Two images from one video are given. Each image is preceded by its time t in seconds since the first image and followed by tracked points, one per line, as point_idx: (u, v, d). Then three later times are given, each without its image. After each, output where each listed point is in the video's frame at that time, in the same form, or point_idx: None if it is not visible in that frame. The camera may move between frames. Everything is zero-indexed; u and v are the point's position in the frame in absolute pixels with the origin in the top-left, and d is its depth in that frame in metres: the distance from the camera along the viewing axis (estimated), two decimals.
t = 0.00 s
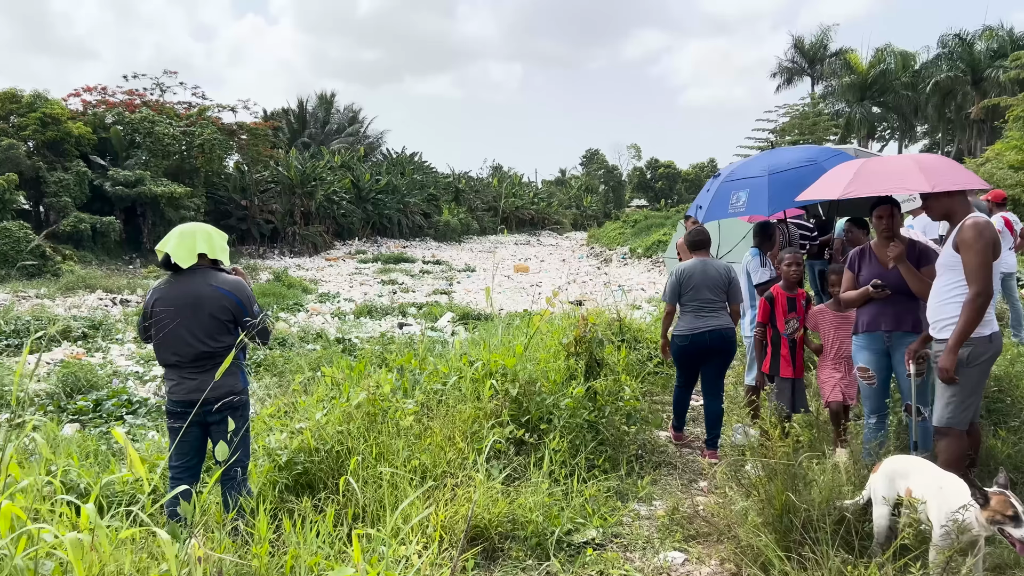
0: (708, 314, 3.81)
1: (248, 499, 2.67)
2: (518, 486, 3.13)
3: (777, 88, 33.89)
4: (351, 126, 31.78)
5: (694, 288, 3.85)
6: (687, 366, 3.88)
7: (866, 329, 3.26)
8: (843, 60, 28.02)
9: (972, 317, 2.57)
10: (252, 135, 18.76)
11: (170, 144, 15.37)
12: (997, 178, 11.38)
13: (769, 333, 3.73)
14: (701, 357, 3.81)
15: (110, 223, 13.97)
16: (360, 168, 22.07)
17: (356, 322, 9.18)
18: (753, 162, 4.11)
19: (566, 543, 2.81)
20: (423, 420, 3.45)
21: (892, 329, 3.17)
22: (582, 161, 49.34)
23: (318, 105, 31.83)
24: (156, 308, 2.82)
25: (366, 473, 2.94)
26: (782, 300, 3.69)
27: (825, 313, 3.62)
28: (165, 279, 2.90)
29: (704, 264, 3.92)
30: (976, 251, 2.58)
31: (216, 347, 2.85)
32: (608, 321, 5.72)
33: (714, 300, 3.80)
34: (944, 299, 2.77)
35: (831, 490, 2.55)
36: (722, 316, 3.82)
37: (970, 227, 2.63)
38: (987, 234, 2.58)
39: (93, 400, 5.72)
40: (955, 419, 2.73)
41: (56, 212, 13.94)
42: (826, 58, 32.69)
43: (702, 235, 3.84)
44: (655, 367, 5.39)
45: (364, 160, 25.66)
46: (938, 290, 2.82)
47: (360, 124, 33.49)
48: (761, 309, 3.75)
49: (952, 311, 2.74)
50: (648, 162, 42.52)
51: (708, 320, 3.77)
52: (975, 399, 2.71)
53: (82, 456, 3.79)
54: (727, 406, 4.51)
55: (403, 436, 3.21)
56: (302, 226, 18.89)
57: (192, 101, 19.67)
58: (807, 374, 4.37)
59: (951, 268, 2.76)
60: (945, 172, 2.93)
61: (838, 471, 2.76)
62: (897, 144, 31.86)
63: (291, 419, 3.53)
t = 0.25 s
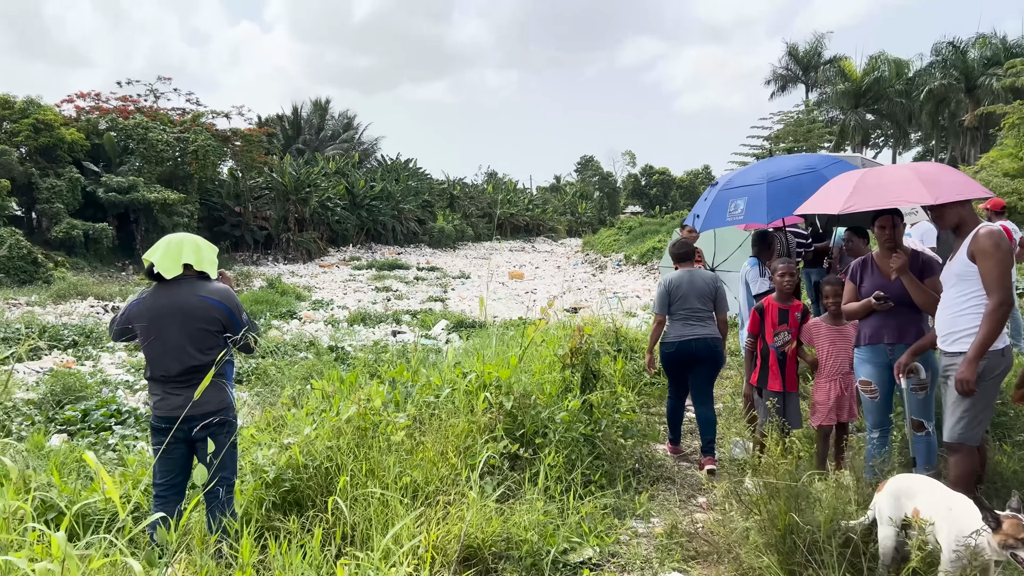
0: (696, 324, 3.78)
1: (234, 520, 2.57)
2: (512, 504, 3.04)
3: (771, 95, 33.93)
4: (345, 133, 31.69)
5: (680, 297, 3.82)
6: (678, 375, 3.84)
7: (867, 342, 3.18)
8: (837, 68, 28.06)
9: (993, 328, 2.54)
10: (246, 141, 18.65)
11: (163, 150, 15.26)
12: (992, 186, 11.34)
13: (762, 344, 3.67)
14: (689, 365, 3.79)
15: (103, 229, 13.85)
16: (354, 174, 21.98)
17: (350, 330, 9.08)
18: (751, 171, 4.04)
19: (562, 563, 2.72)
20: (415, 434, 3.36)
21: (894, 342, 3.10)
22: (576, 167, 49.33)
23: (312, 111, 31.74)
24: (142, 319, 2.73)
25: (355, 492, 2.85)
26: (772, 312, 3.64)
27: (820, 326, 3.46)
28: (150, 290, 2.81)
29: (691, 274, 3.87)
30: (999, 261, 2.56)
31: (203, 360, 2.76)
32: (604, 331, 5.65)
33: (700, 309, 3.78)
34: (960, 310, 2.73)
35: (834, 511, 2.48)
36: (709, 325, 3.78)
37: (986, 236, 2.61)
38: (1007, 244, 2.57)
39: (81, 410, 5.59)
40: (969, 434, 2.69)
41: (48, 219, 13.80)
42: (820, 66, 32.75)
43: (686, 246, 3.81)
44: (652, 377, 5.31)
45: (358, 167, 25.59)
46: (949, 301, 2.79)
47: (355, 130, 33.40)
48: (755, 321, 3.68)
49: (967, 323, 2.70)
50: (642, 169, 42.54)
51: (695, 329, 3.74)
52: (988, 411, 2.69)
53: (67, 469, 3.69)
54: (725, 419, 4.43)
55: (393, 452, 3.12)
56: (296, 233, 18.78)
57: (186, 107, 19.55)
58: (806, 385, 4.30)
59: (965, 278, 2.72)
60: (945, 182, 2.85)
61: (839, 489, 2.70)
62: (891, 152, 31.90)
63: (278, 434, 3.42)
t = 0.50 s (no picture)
0: (684, 331, 3.73)
1: (220, 542, 2.49)
2: (507, 521, 2.98)
3: (765, 103, 34.01)
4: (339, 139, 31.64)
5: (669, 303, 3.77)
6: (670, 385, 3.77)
7: (868, 355, 3.13)
8: (830, 76, 28.14)
9: (996, 339, 2.49)
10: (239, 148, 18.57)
11: (156, 157, 15.16)
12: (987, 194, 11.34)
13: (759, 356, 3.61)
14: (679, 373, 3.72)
15: (95, 236, 13.74)
16: (348, 181, 21.91)
17: (343, 338, 9.00)
18: (748, 180, 3.99)
19: None
20: (408, 450, 3.29)
21: (896, 355, 3.04)
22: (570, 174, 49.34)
23: (306, 118, 31.67)
24: (132, 334, 2.67)
25: (345, 512, 2.77)
26: (769, 324, 3.58)
27: (809, 340, 3.42)
28: (138, 302, 2.74)
29: (678, 280, 3.83)
30: (1001, 274, 2.52)
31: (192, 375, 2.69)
32: (599, 341, 5.59)
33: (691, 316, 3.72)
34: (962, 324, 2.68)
35: (837, 531, 2.41)
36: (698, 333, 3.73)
37: (987, 247, 2.57)
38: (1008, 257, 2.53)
39: (69, 420, 5.50)
40: (976, 452, 2.63)
41: (39, 225, 13.69)
42: (813, 73, 32.85)
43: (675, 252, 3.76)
44: (648, 388, 5.25)
45: (352, 174, 25.52)
46: (951, 314, 2.73)
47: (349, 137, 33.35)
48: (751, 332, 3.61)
49: (969, 336, 2.65)
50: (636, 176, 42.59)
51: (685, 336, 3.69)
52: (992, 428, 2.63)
53: (52, 483, 3.60)
54: (722, 431, 4.36)
55: (385, 469, 3.05)
56: (289, 240, 18.69)
57: (179, 114, 19.46)
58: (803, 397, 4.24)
59: (967, 290, 2.67)
60: (947, 193, 2.80)
61: (842, 506, 2.64)
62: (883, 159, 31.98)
63: (268, 449, 3.34)
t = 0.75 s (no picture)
0: (682, 332, 3.66)
1: (207, 552, 2.40)
2: (504, 530, 2.89)
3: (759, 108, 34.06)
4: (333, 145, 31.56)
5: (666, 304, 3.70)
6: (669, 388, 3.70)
7: (873, 358, 3.05)
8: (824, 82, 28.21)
9: (997, 339, 2.44)
10: (232, 153, 18.47)
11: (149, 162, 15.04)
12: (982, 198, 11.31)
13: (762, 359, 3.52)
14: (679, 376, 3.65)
15: (87, 241, 13.62)
16: (341, 186, 21.81)
17: (336, 343, 8.90)
18: (749, 181, 3.92)
19: None
20: (402, 456, 3.20)
21: (900, 358, 2.97)
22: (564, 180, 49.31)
23: (300, 123, 31.56)
24: (121, 338, 2.58)
25: (337, 521, 2.68)
26: (777, 326, 3.48)
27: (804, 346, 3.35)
28: (125, 305, 2.66)
29: (673, 281, 3.76)
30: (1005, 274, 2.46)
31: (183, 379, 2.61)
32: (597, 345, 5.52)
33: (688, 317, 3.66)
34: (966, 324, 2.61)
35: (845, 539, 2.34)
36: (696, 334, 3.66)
37: (995, 246, 2.51)
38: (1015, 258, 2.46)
39: (58, 427, 5.38)
40: (980, 457, 2.57)
41: (30, 231, 13.55)
42: (806, 79, 32.90)
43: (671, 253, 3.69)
44: (646, 392, 5.17)
45: (346, 179, 25.43)
46: (955, 315, 2.68)
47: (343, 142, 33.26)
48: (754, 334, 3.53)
49: (972, 338, 2.59)
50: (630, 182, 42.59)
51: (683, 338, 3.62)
52: (996, 433, 2.57)
53: (37, 490, 3.51)
54: (723, 436, 4.29)
55: (379, 475, 2.96)
56: (283, 245, 18.58)
57: (171, 118, 19.33)
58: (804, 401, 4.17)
59: (972, 290, 2.61)
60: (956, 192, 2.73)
61: (848, 513, 2.58)
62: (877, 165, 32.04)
63: (258, 456, 3.25)
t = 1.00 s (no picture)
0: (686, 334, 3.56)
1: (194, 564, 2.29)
2: (504, 540, 2.79)
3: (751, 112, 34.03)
4: (325, 148, 31.37)
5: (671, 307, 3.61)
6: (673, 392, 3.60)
7: (883, 361, 2.96)
8: (816, 85, 28.20)
9: (1015, 341, 2.35)
10: (224, 156, 18.31)
11: (140, 165, 14.87)
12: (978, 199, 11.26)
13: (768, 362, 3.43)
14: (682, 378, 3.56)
15: (77, 245, 13.45)
16: (333, 190, 21.66)
17: (328, 348, 8.76)
18: (752, 180, 3.83)
19: None
20: (397, 463, 3.10)
21: (912, 361, 2.88)
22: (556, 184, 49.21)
23: (291, 126, 31.36)
24: (104, 341, 2.46)
25: (330, 532, 2.57)
26: (784, 327, 3.38)
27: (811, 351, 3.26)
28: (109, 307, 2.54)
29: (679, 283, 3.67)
30: None
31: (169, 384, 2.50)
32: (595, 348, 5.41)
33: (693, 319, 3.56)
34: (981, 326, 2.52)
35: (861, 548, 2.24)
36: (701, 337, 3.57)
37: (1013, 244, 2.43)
38: None
39: (43, 434, 5.23)
40: (998, 463, 2.47)
41: (19, 235, 13.37)
42: (798, 82, 32.91)
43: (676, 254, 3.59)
44: (646, 397, 5.08)
45: (338, 182, 25.27)
46: (967, 316, 2.59)
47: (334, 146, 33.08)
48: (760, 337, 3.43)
49: (987, 339, 2.50)
50: (623, 186, 42.53)
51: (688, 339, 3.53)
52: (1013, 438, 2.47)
53: (20, 500, 3.38)
54: (725, 442, 4.19)
55: (373, 483, 2.85)
56: (275, 249, 18.41)
57: (162, 121, 19.16)
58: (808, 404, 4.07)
59: (987, 290, 2.53)
60: (973, 190, 2.65)
61: (862, 521, 2.48)
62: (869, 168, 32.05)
63: (248, 464, 3.13)
